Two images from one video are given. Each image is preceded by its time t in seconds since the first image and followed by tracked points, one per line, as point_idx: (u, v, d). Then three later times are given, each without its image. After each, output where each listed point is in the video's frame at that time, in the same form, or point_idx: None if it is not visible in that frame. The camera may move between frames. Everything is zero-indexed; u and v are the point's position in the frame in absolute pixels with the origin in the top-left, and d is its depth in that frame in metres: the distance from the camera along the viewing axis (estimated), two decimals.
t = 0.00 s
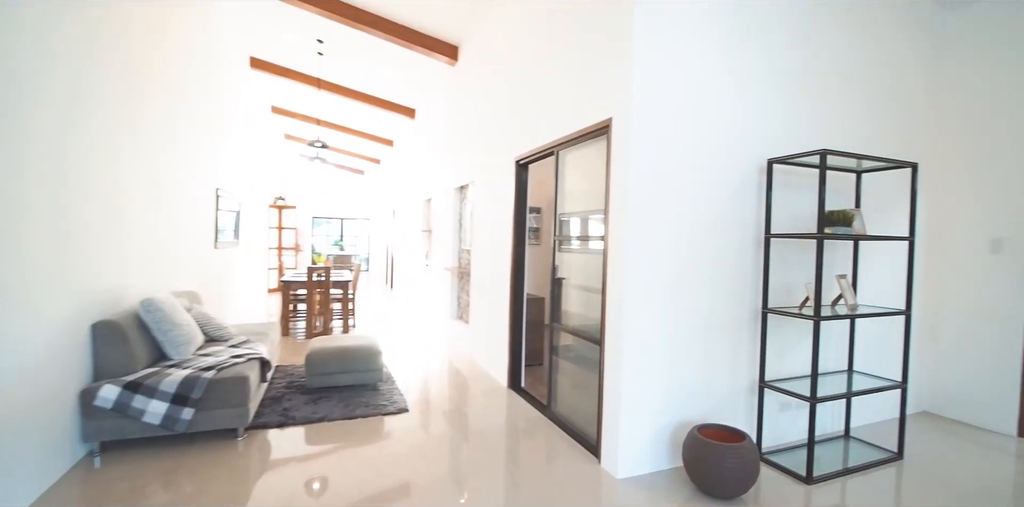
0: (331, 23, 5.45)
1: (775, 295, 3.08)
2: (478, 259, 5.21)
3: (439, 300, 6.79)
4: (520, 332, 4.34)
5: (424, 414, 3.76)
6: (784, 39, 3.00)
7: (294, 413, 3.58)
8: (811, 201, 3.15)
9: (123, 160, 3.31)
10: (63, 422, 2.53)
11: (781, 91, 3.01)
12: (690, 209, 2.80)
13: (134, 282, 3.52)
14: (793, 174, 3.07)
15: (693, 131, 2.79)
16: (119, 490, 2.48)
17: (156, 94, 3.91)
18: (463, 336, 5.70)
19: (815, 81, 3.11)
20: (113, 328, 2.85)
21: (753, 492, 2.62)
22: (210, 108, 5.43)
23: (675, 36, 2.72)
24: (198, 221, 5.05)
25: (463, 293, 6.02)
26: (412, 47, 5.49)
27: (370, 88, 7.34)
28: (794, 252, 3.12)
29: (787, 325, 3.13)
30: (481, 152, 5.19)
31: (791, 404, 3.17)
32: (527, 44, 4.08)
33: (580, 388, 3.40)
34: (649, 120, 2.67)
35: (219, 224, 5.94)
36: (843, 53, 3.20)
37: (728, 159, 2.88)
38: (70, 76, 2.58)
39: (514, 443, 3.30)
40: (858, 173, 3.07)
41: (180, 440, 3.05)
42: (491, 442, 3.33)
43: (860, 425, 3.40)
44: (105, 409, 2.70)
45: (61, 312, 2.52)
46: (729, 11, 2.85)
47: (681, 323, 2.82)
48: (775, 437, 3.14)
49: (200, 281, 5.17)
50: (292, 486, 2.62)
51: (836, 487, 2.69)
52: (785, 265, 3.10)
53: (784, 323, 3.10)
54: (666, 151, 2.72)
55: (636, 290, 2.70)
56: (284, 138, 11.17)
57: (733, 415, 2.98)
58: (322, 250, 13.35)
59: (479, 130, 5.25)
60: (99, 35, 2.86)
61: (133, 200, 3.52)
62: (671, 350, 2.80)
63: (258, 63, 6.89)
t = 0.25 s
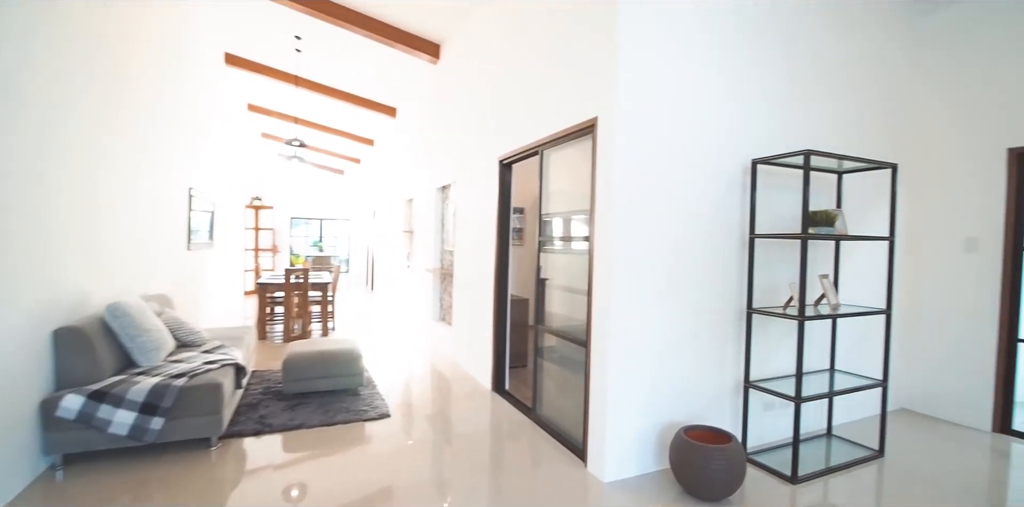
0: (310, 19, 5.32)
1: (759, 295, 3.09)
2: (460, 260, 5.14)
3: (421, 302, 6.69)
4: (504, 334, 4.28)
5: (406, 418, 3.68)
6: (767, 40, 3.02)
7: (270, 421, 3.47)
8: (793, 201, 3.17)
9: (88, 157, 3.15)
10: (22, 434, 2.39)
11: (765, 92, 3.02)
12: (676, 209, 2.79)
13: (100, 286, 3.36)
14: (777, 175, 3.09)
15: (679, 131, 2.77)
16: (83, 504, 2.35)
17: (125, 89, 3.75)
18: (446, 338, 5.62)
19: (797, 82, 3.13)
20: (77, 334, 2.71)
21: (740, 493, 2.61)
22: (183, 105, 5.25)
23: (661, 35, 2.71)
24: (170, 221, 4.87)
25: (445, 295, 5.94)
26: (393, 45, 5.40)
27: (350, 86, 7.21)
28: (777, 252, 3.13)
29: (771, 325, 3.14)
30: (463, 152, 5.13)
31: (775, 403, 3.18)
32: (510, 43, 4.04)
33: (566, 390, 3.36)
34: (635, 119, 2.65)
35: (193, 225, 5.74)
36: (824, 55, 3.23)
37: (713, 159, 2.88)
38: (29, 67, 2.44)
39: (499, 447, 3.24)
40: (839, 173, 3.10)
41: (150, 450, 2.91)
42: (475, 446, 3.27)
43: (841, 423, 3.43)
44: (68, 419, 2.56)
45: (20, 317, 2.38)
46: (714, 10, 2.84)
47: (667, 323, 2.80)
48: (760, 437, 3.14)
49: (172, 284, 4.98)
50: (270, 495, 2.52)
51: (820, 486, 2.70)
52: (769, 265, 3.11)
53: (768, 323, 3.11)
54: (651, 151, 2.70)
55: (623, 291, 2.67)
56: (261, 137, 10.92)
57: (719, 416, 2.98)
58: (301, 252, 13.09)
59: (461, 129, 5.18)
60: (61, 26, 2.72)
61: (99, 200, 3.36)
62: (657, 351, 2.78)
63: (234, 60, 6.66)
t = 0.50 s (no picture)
0: (283, 14, 5.17)
1: (739, 296, 3.11)
2: (439, 261, 5.06)
3: (399, 304, 6.58)
4: (485, 336, 4.23)
5: (384, 424, 3.59)
6: (746, 43, 3.04)
7: (241, 429, 3.33)
8: (771, 203, 3.20)
9: (39, 153, 2.96)
10: None
11: (743, 95, 3.04)
12: (657, 210, 2.78)
13: (57, 290, 3.18)
14: (755, 177, 3.12)
15: (661, 131, 2.77)
16: None
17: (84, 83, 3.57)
18: (424, 340, 5.53)
19: (774, 85, 3.17)
20: (30, 342, 2.55)
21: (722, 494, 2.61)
22: (149, 100, 5.04)
23: (643, 35, 2.70)
24: (134, 222, 4.66)
25: (424, 296, 5.85)
26: (370, 42, 5.29)
27: (326, 83, 7.05)
28: (756, 253, 3.16)
29: (750, 325, 3.17)
30: (442, 152, 5.06)
31: (754, 403, 3.21)
32: (490, 41, 3.99)
33: (547, 393, 3.32)
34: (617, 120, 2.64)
35: (159, 226, 5.51)
36: (800, 59, 3.28)
37: (694, 160, 2.88)
38: None
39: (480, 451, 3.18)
40: (815, 175, 3.14)
41: (111, 464, 2.76)
42: (455, 451, 3.21)
43: (817, 421, 3.48)
44: (19, 433, 2.40)
45: None
46: (695, 12, 2.85)
47: (650, 325, 2.79)
48: (739, 437, 3.16)
49: (136, 288, 4.77)
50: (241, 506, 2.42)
51: (799, 485, 2.73)
52: (749, 266, 3.13)
53: (748, 323, 3.14)
54: (633, 152, 2.69)
55: (605, 292, 2.65)
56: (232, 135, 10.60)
57: (700, 417, 2.98)
58: (274, 253, 12.76)
59: (440, 128, 5.11)
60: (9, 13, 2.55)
61: (54, 199, 3.16)
62: (639, 352, 2.76)
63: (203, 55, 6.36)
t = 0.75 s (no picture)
0: (249, 7, 4.98)
1: (714, 296, 3.14)
2: (414, 262, 4.97)
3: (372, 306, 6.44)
4: (461, 338, 4.16)
5: (358, 429, 3.49)
6: (720, 46, 3.08)
7: (205, 439, 3.18)
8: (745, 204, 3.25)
9: None
10: None
11: (717, 97, 3.07)
12: (635, 211, 2.78)
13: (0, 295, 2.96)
14: (730, 178, 3.15)
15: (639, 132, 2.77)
16: None
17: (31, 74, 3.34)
18: (399, 343, 5.43)
19: (748, 88, 3.22)
20: None
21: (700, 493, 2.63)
22: (106, 93, 4.79)
23: (621, 36, 2.69)
24: (89, 222, 4.42)
25: (398, 298, 5.74)
26: (342, 38, 5.15)
27: (295, 79, 6.85)
28: (731, 253, 3.20)
29: (725, 325, 3.21)
30: (416, 151, 4.97)
31: (729, 402, 3.25)
32: (466, 39, 3.94)
33: (524, 396, 3.28)
34: (595, 120, 2.62)
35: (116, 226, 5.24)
36: (772, 63, 3.34)
37: (671, 161, 2.90)
38: None
39: (457, 455, 3.12)
40: (787, 177, 3.20)
41: (62, 480, 2.59)
42: (431, 455, 3.14)
43: (789, 419, 3.55)
44: None
45: None
46: (671, 14, 2.87)
47: (628, 326, 2.79)
48: (715, 435, 3.19)
49: (91, 292, 4.51)
50: None
51: (774, 482, 2.77)
52: (724, 266, 3.17)
53: (723, 323, 3.17)
54: (611, 152, 2.68)
55: (584, 293, 2.63)
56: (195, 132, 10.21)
57: (677, 416, 3.00)
58: (240, 254, 12.35)
59: (414, 127, 5.02)
60: None
61: None
62: (617, 353, 2.75)
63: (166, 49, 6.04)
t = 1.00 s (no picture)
0: None
1: (689, 296, 3.17)
2: (386, 263, 4.87)
3: (343, 309, 6.28)
4: (435, 341, 4.09)
5: (329, 436, 3.38)
6: (693, 50, 3.12)
7: (165, 452, 3.02)
8: (718, 205, 3.29)
9: None
10: None
11: (691, 99, 3.11)
12: (612, 212, 2.78)
13: None
14: (704, 180, 3.19)
15: (615, 133, 2.77)
16: None
17: None
18: (371, 346, 5.31)
19: (719, 92, 3.27)
20: None
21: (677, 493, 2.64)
22: (56, 86, 4.52)
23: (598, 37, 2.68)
24: (39, 222, 4.16)
25: (370, 301, 5.61)
26: (311, 33, 5.02)
27: (262, 75, 6.64)
28: (704, 254, 3.23)
29: (700, 325, 3.24)
30: (388, 150, 4.86)
31: (704, 401, 3.28)
32: (440, 37, 3.88)
33: (500, 399, 3.24)
34: (572, 120, 2.60)
35: (67, 226, 4.95)
36: (742, 67, 3.41)
37: (646, 163, 2.91)
38: None
39: (431, 461, 3.05)
40: (758, 179, 3.27)
41: (5, 499, 2.42)
42: (405, 461, 3.06)
43: (761, 416, 3.62)
44: None
45: None
46: (646, 15, 2.88)
47: (604, 327, 2.78)
48: (690, 435, 3.22)
49: (39, 296, 4.25)
50: None
51: (748, 480, 2.80)
52: (698, 267, 3.20)
53: (697, 323, 3.20)
54: (588, 153, 2.67)
55: (561, 295, 2.60)
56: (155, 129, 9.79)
57: (653, 417, 3.01)
58: (203, 255, 11.90)
59: (386, 126, 4.92)
60: None
61: None
62: (594, 354, 2.74)
63: (122, 39, 5.74)
